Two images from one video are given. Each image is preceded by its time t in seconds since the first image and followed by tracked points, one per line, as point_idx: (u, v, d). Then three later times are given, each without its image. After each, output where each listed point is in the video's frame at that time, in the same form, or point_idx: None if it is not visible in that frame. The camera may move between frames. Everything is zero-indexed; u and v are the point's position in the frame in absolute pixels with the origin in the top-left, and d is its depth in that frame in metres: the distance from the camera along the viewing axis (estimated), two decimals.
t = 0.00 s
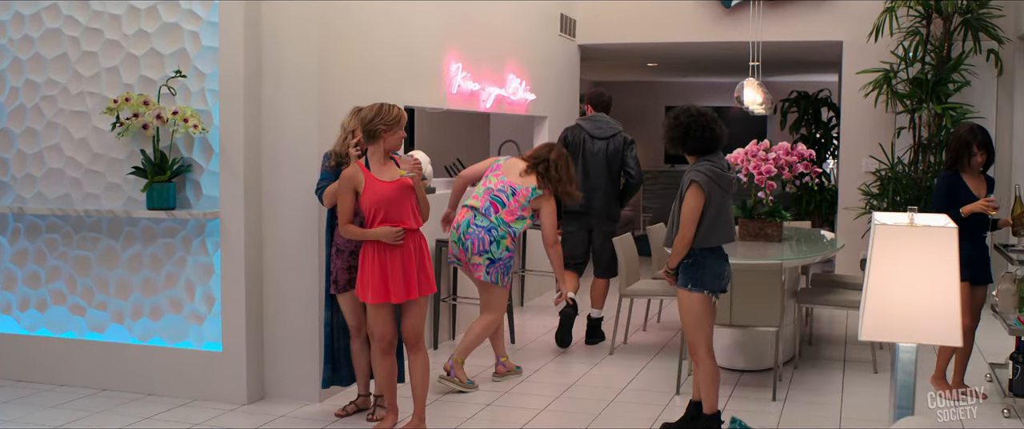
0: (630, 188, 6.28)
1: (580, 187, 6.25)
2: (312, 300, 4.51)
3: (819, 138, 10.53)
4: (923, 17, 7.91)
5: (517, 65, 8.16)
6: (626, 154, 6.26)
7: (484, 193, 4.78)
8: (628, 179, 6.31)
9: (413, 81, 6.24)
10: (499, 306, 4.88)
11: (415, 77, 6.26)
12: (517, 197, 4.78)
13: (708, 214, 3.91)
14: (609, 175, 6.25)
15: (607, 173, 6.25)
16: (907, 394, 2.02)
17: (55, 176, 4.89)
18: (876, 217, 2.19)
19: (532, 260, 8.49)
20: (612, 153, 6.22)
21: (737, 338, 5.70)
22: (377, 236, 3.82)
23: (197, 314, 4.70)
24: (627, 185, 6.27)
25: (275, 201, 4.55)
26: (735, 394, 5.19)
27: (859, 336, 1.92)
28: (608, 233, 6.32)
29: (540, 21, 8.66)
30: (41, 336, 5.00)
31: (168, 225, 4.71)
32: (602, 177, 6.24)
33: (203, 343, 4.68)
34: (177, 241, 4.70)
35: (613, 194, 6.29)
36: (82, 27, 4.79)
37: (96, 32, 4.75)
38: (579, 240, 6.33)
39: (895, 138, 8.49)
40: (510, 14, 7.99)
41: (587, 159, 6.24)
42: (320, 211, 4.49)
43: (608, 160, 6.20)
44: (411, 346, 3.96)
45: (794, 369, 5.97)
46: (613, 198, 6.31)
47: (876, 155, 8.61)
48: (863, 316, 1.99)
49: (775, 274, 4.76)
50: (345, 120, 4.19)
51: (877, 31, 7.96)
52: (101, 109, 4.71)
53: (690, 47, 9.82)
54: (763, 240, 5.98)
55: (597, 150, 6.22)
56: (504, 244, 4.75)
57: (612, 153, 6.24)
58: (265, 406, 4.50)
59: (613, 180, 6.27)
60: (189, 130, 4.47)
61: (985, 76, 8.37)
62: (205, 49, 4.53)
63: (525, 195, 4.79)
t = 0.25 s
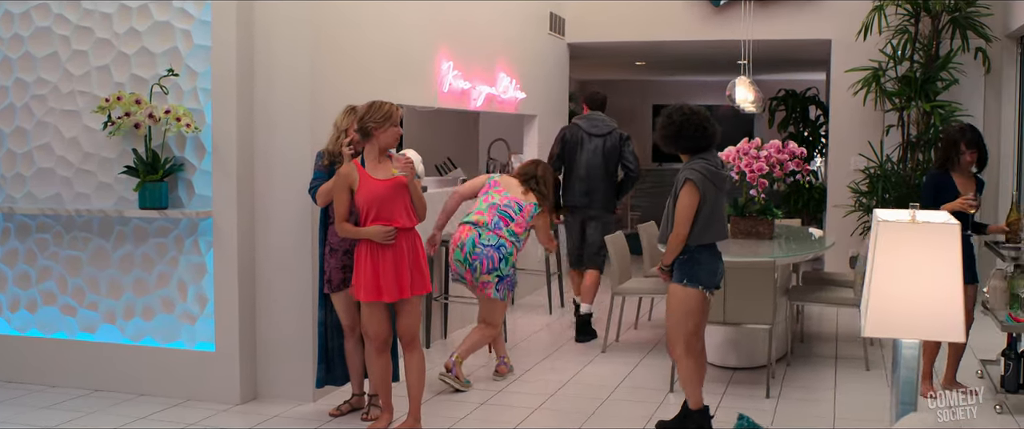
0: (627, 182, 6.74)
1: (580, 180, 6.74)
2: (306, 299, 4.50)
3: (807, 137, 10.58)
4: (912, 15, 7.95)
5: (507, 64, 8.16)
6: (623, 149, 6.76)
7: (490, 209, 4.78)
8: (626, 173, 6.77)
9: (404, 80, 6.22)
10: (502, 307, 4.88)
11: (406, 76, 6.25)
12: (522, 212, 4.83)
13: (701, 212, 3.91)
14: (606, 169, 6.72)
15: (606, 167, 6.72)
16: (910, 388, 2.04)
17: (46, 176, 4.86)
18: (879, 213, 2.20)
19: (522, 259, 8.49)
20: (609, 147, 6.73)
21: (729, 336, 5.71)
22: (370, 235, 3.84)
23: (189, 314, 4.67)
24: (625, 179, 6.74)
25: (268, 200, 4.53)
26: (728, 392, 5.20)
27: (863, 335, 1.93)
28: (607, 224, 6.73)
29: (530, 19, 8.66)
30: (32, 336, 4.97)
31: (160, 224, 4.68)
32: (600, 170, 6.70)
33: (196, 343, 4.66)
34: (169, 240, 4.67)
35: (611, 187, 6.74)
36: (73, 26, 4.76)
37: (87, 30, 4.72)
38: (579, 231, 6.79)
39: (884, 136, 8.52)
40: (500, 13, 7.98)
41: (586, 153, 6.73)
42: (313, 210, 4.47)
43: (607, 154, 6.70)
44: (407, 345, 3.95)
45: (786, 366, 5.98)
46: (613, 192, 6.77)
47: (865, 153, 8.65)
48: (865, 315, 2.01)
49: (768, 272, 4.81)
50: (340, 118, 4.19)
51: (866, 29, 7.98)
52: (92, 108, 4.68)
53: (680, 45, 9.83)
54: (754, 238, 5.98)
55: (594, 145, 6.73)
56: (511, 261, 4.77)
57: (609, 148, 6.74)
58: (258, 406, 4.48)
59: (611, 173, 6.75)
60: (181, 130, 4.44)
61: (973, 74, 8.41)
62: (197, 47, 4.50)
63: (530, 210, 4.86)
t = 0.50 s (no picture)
0: (625, 177, 6.84)
1: (580, 179, 6.81)
2: (303, 297, 4.48)
3: (798, 134, 10.64)
4: (904, 12, 7.97)
5: (501, 62, 8.14)
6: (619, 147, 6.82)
7: (489, 195, 4.78)
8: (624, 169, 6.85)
9: (400, 77, 6.21)
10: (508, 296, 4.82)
11: (402, 73, 6.23)
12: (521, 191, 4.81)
13: (697, 207, 3.91)
14: (605, 167, 6.79)
15: (604, 165, 6.79)
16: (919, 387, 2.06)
17: (40, 174, 4.83)
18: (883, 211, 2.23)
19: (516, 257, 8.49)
20: (605, 146, 6.79)
21: (725, 333, 5.71)
22: (366, 232, 3.86)
23: (185, 312, 4.65)
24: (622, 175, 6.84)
25: (265, 198, 4.52)
26: (725, 389, 5.20)
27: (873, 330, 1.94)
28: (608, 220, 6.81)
29: (523, 17, 8.64)
30: (26, 335, 4.94)
31: (156, 222, 4.66)
32: (597, 168, 6.79)
33: (192, 342, 4.64)
34: (166, 238, 4.65)
35: (610, 184, 6.82)
36: (67, 23, 4.73)
37: (81, 27, 4.70)
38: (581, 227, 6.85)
39: (877, 133, 8.54)
40: (494, 10, 7.97)
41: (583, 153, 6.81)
42: (310, 208, 4.46)
43: (603, 153, 6.77)
44: (406, 343, 3.95)
45: (782, 363, 5.99)
46: (614, 188, 6.86)
47: (858, 150, 8.66)
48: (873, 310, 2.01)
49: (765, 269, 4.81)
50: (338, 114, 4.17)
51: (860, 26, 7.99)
52: (87, 106, 4.65)
53: (673, 42, 9.83)
54: (750, 235, 6.00)
55: (590, 145, 6.81)
56: (513, 244, 4.75)
57: (604, 147, 6.82)
58: (255, 404, 4.46)
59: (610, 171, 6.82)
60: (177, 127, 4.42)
61: (965, 71, 8.43)
62: (193, 44, 4.48)
63: (529, 186, 4.85)
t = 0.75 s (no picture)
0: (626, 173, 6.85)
1: (581, 175, 6.84)
2: (304, 296, 4.47)
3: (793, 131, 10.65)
4: (901, 11, 7.98)
5: (498, 60, 8.13)
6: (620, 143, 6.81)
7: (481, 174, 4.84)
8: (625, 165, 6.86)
9: (398, 75, 6.19)
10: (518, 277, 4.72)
11: (400, 71, 6.21)
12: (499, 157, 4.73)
13: (696, 205, 3.89)
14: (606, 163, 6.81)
15: (605, 160, 6.80)
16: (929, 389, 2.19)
17: (38, 172, 4.81)
18: (894, 210, 2.30)
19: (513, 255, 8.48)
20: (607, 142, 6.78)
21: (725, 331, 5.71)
22: (367, 231, 3.86)
23: (185, 311, 4.64)
24: (624, 171, 6.84)
25: (264, 197, 4.50)
26: (726, 387, 5.20)
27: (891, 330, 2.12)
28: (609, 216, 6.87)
29: (520, 15, 8.63)
30: (25, 335, 4.92)
31: (155, 221, 4.64)
32: (599, 164, 6.80)
33: (192, 341, 4.62)
34: (165, 237, 4.64)
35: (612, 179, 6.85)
36: (65, 21, 4.71)
37: (80, 25, 4.68)
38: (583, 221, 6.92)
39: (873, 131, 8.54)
40: (491, 8, 7.95)
41: (585, 148, 6.82)
42: (311, 207, 4.44)
43: (605, 149, 6.76)
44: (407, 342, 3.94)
45: (782, 361, 5.99)
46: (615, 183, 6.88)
47: (854, 148, 8.66)
48: (887, 309, 2.19)
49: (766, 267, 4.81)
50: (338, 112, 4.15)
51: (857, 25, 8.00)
52: (86, 104, 4.63)
53: (669, 40, 9.83)
54: (749, 233, 5.89)
55: (593, 140, 6.81)
56: (499, 211, 4.68)
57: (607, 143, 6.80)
58: (256, 404, 4.45)
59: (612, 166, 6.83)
60: (178, 125, 4.41)
61: (962, 69, 8.44)
62: (193, 42, 4.46)
63: (504, 150, 4.71)
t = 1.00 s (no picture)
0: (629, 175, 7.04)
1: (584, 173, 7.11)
2: (300, 295, 4.46)
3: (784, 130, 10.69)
4: (892, 10, 8.01)
5: (491, 58, 8.12)
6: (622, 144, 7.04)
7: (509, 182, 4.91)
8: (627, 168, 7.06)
9: (393, 74, 6.17)
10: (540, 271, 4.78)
11: (395, 70, 6.20)
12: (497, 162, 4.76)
13: (690, 205, 3.89)
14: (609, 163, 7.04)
15: (608, 161, 7.03)
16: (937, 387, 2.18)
17: (31, 171, 4.79)
18: (899, 209, 2.34)
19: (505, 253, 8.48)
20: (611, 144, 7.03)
21: (720, 329, 5.72)
22: (365, 230, 3.84)
23: (180, 311, 4.62)
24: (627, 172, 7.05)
25: (260, 196, 4.48)
26: (721, 385, 5.21)
27: (895, 330, 2.10)
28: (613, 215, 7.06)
29: (512, 13, 8.61)
30: (18, 335, 4.89)
31: (150, 220, 4.62)
32: (601, 163, 7.05)
33: (187, 340, 4.60)
34: (160, 236, 4.62)
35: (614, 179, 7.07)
36: (59, 19, 4.68)
37: (74, 24, 4.65)
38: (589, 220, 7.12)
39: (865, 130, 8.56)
40: (484, 6, 7.94)
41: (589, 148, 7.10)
42: (307, 206, 4.43)
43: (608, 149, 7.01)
44: (406, 342, 3.93)
45: (776, 359, 6.01)
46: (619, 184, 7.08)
47: (846, 146, 8.69)
48: (893, 308, 2.16)
49: (762, 265, 4.90)
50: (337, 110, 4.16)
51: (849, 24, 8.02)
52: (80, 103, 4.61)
53: (661, 39, 9.83)
54: (742, 231, 5.91)
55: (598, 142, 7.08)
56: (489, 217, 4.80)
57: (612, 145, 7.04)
58: (251, 404, 4.44)
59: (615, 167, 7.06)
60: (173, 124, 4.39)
61: (952, 68, 8.47)
62: (188, 41, 4.45)
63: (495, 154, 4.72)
